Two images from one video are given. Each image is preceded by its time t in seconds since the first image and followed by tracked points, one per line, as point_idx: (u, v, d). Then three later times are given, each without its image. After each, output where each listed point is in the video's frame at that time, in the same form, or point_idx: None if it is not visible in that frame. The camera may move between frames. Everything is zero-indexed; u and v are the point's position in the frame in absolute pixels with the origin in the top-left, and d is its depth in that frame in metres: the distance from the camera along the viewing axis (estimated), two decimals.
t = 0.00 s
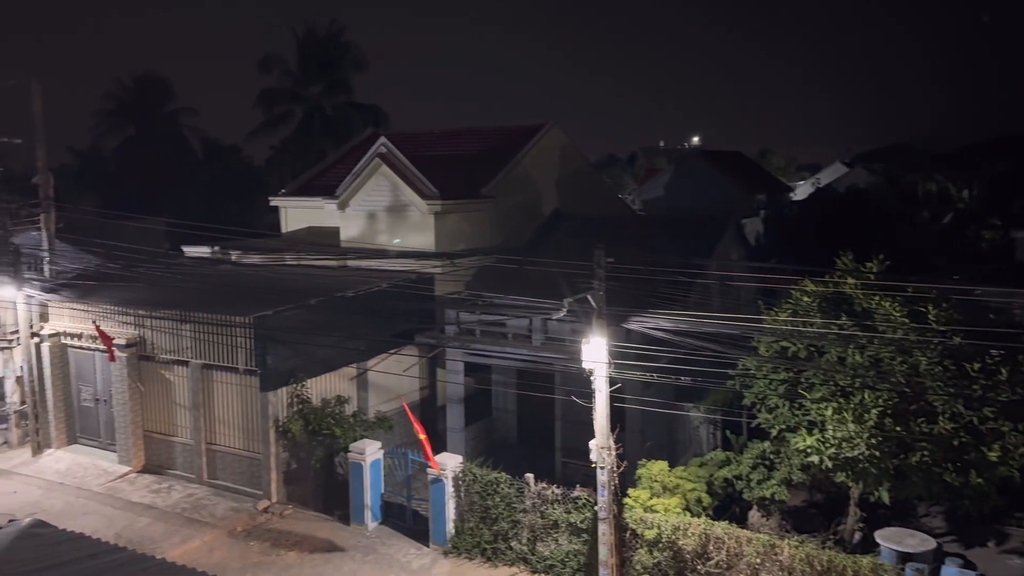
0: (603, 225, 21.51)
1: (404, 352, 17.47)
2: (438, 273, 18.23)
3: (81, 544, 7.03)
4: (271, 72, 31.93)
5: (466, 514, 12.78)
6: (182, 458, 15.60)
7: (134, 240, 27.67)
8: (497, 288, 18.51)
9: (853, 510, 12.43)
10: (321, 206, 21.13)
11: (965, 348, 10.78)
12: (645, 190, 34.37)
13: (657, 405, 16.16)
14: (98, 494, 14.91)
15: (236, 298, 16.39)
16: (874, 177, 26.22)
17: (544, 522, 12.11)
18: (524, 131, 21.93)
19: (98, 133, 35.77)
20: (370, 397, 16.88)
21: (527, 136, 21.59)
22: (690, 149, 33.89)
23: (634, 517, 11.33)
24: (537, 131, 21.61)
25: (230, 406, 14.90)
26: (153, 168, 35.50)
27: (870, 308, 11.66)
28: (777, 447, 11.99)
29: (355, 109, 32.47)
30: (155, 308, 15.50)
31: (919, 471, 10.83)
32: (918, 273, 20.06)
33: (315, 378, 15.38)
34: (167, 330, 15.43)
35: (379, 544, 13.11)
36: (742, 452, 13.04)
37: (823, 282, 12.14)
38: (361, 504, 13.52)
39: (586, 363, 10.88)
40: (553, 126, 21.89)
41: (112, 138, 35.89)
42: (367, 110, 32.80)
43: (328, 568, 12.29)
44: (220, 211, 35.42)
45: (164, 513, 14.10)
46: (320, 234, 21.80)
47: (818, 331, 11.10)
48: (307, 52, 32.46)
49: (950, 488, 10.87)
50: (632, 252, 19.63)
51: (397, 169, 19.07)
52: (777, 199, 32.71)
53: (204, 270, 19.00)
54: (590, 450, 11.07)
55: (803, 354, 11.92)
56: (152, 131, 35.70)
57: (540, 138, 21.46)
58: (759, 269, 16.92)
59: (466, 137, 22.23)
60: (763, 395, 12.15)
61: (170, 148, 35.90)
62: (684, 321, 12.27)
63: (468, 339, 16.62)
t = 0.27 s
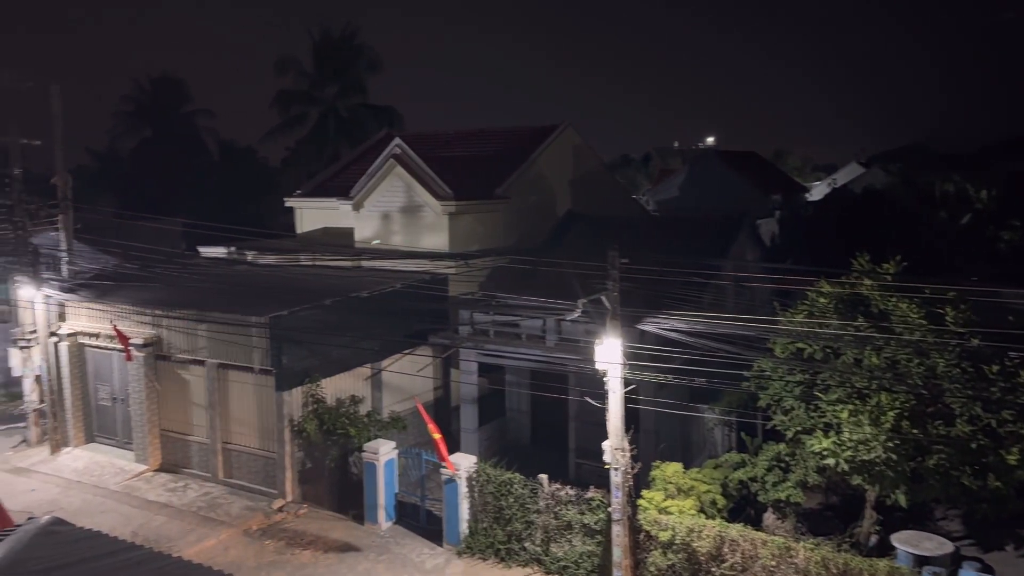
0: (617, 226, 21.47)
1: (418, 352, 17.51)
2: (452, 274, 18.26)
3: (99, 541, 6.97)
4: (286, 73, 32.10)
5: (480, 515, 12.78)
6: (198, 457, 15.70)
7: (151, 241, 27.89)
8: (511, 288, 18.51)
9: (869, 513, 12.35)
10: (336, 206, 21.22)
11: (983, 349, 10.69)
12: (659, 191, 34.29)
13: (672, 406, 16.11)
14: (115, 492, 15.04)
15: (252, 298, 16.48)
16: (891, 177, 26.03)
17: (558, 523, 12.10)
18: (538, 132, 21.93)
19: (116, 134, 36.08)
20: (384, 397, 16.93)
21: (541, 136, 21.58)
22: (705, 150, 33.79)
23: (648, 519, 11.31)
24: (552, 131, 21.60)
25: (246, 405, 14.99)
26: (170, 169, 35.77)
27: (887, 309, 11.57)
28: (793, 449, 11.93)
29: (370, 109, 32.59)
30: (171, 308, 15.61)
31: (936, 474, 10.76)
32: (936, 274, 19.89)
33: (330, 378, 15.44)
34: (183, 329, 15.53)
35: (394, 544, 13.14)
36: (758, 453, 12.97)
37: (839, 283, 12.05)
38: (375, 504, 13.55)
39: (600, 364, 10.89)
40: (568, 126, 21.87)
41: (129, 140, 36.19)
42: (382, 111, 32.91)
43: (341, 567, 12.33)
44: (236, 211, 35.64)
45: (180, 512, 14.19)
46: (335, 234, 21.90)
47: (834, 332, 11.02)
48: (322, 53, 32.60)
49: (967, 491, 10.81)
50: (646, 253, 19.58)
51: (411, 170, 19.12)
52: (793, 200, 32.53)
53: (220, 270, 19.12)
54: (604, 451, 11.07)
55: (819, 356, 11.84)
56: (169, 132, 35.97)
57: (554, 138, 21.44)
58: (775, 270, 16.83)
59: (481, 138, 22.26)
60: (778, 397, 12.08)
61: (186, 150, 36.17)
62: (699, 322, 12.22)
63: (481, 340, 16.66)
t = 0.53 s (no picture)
0: (633, 226, 21.41)
1: (434, 352, 17.54)
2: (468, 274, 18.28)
3: (117, 539, 6.99)
4: (304, 75, 32.27)
5: (495, 515, 12.77)
6: (216, 455, 15.81)
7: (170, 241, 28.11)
8: (527, 288, 18.51)
9: (889, 516, 12.24)
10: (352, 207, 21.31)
11: (1005, 351, 10.56)
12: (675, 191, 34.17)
13: (689, 407, 16.04)
14: (134, 490, 15.17)
15: (268, 298, 16.57)
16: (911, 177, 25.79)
17: (574, 524, 12.08)
18: (554, 132, 21.91)
19: (135, 136, 36.42)
20: (400, 396, 17.00)
21: (557, 137, 21.56)
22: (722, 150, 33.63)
23: (664, 520, 11.26)
24: (568, 131, 21.57)
25: (264, 404, 15.08)
26: (188, 170, 36.06)
27: (906, 310, 11.46)
28: (811, 451, 11.83)
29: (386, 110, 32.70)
30: (190, 308, 15.73)
31: (957, 477, 10.64)
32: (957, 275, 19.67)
33: (346, 378, 15.50)
34: (201, 329, 15.64)
35: (409, 543, 13.16)
36: (775, 455, 12.88)
37: (858, 284, 11.94)
38: (391, 503, 13.59)
39: (616, 365, 10.89)
40: (584, 126, 21.83)
41: (148, 141, 36.52)
42: (399, 112, 33.01)
43: (358, 566, 12.36)
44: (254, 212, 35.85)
45: (199, 510, 14.29)
46: (352, 235, 21.98)
47: (853, 334, 10.94)
48: (339, 55, 32.73)
49: (988, 494, 10.68)
50: (663, 253, 19.51)
51: (427, 170, 19.16)
52: (811, 200, 32.31)
53: (238, 270, 19.25)
54: (620, 452, 11.06)
55: (838, 357, 11.75)
56: (187, 133, 36.24)
57: (570, 138, 21.41)
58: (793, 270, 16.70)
59: (496, 139, 22.27)
60: (797, 399, 12.00)
61: (204, 151, 36.44)
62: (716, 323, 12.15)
63: (497, 340, 16.68)
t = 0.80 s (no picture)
0: (648, 227, 21.36)
1: (448, 352, 17.56)
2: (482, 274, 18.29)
3: (137, 537, 7.05)
4: (319, 76, 32.40)
5: (510, 515, 12.76)
6: (232, 454, 15.89)
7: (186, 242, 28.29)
8: (541, 289, 18.50)
9: (906, 518, 12.16)
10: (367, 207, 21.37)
11: None
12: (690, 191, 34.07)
13: (704, 408, 15.97)
14: (151, 489, 15.28)
15: (284, 298, 16.64)
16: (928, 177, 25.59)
17: (588, 525, 12.06)
18: (569, 132, 21.88)
19: (152, 137, 36.67)
20: (414, 396, 17.05)
21: (571, 137, 21.54)
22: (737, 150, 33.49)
23: (679, 522, 11.21)
24: (583, 131, 21.53)
25: (280, 404, 15.17)
26: (204, 171, 36.29)
27: (924, 312, 11.35)
28: (828, 453, 11.75)
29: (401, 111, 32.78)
30: (206, 308, 15.83)
31: (976, 480, 10.53)
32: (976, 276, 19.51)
33: (360, 378, 15.55)
34: (217, 329, 15.74)
35: (424, 543, 13.19)
36: (791, 457, 12.80)
37: (875, 285, 11.84)
38: (405, 503, 13.62)
39: (631, 365, 10.85)
40: (598, 126, 21.80)
41: (165, 142, 36.77)
42: (413, 112, 33.08)
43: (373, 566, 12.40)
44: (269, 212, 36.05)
45: (214, 509, 14.38)
46: (366, 235, 22.05)
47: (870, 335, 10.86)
48: (354, 56, 32.83)
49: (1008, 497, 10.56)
50: (678, 254, 19.44)
51: (442, 171, 19.19)
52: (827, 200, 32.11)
53: (254, 270, 19.35)
54: (635, 454, 11.05)
55: (855, 359, 11.67)
56: (203, 134, 36.45)
57: (584, 139, 21.38)
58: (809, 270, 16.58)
59: (511, 139, 22.27)
60: (813, 401, 11.92)
61: (220, 151, 36.66)
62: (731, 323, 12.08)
63: (511, 340, 16.70)
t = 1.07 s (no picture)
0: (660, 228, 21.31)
1: (461, 353, 17.59)
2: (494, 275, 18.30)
3: (151, 535, 7.08)
4: (332, 77, 32.51)
5: (522, 516, 12.76)
6: (245, 453, 15.98)
7: (200, 242, 28.45)
8: (553, 289, 18.50)
9: (921, 521, 12.09)
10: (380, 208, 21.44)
11: None
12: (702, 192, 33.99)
13: (717, 410, 15.93)
14: (165, 488, 15.38)
15: (297, 298, 16.70)
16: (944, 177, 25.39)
17: (600, 526, 12.04)
18: (581, 133, 21.87)
19: (167, 138, 36.90)
20: (427, 397, 17.08)
21: (584, 137, 21.52)
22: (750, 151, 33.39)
23: (692, 524, 11.18)
24: (595, 132, 21.51)
25: (293, 404, 15.24)
26: (218, 171, 36.49)
27: (940, 313, 11.24)
28: (842, 455, 11.69)
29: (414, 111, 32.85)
30: (220, 308, 15.91)
31: (992, 483, 10.44)
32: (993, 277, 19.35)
33: (373, 378, 15.60)
34: (231, 329, 15.83)
35: (436, 543, 13.21)
36: (805, 459, 12.73)
37: (890, 285, 11.76)
38: (417, 503, 13.64)
39: (644, 366, 10.85)
40: (611, 126, 21.76)
41: (179, 143, 36.99)
42: (426, 113, 33.13)
43: (385, 565, 12.43)
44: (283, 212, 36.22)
45: (228, 508, 14.45)
46: (379, 236, 22.12)
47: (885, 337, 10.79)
48: (367, 56, 32.91)
49: None
50: (691, 254, 19.40)
51: (454, 172, 19.22)
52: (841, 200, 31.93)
53: (268, 271, 19.44)
54: (648, 455, 11.04)
55: (869, 360, 11.61)
56: (217, 135, 36.66)
57: (597, 139, 21.35)
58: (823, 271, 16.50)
59: (523, 140, 22.28)
60: (827, 402, 11.86)
61: (234, 152, 36.86)
62: (744, 324, 12.02)
63: (524, 341, 16.72)
